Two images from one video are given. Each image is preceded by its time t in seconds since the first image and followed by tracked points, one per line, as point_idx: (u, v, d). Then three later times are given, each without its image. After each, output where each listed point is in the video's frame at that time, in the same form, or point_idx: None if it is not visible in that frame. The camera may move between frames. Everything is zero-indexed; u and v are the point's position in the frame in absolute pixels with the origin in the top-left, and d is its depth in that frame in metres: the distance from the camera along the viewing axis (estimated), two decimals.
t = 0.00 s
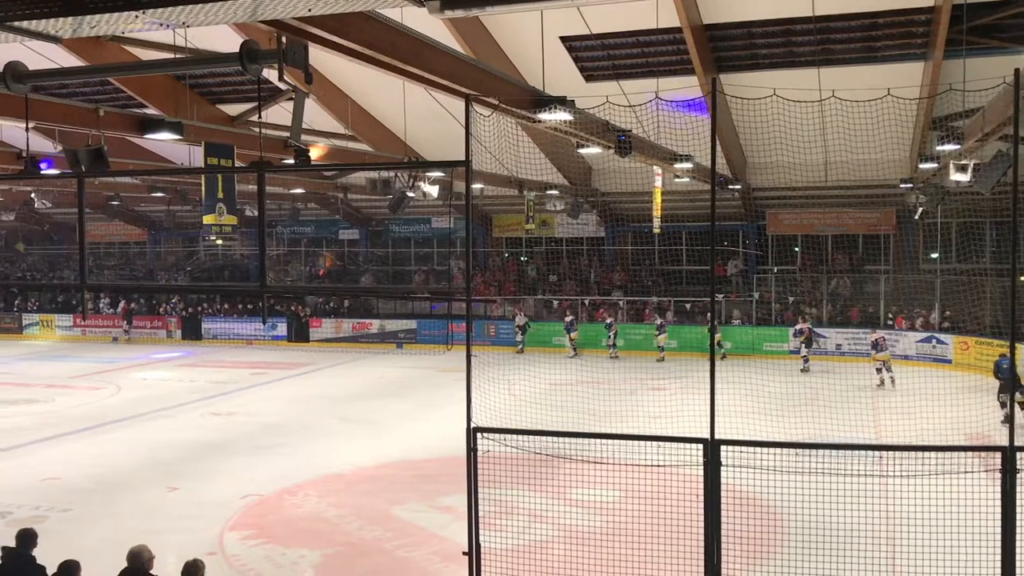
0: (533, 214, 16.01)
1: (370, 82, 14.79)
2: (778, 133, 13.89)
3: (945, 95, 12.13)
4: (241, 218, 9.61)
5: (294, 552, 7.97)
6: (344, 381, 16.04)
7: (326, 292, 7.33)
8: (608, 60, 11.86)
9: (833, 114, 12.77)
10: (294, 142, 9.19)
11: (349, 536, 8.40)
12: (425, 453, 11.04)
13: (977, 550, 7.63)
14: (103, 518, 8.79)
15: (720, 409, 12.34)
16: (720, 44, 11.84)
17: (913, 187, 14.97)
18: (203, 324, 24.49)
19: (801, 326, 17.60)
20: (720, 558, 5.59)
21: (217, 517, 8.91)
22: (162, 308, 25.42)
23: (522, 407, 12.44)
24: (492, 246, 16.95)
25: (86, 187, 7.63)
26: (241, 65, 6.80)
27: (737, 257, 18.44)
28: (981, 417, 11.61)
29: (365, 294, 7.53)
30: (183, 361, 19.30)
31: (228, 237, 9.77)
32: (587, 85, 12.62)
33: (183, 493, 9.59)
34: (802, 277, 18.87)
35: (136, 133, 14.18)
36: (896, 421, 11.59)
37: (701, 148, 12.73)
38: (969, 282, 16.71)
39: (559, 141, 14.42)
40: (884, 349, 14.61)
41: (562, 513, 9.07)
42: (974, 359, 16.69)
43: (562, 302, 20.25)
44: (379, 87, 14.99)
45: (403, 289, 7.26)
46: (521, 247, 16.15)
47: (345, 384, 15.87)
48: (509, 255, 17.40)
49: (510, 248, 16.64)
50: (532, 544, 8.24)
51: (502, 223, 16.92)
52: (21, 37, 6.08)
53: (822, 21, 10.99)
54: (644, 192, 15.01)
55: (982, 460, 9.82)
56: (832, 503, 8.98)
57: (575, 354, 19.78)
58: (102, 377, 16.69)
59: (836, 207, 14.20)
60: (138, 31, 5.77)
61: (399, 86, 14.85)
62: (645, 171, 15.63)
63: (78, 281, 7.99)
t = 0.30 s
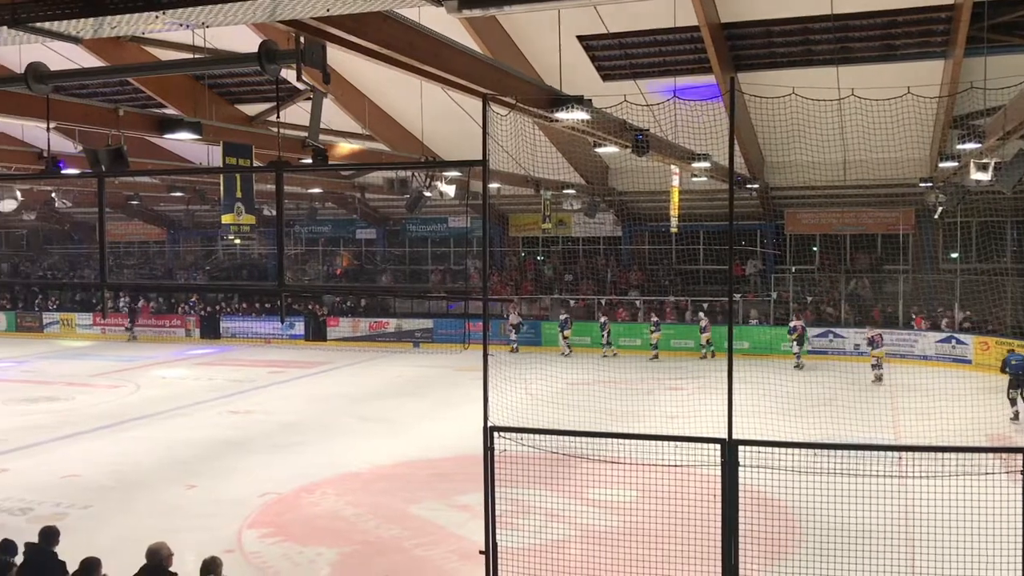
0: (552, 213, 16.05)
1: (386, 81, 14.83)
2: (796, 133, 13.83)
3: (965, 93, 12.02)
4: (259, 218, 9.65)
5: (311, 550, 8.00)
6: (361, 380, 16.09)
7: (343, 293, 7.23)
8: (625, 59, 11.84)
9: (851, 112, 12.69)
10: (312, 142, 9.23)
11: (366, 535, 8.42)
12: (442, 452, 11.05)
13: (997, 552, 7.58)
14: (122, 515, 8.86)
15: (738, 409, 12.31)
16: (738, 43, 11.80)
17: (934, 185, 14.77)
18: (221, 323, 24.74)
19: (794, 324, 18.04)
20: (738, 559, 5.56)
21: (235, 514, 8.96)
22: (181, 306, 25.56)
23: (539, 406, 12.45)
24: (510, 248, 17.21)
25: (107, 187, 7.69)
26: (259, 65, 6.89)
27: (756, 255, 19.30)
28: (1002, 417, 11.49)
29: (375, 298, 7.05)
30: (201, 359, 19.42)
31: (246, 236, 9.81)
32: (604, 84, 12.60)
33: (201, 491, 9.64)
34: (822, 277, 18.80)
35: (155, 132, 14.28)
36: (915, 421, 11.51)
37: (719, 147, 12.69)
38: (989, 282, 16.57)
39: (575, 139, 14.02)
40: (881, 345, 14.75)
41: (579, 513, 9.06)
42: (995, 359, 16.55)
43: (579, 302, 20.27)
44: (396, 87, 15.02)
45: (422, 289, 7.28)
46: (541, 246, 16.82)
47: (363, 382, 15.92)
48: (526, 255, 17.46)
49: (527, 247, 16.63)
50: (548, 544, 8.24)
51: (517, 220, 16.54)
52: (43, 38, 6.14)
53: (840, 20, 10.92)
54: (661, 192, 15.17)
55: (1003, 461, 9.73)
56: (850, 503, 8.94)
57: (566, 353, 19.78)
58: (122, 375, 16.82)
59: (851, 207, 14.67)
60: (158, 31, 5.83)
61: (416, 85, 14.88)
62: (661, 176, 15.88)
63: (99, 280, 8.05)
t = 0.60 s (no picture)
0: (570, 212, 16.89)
1: (404, 81, 14.86)
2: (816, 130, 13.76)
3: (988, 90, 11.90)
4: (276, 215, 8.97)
5: (330, 547, 8.03)
6: (380, 378, 16.13)
7: (363, 292, 7.78)
8: (644, 57, 11.81)
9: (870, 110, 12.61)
10: (332, 140, 9.27)
11: (385, 532, 8.44)
12: (460, 450, 11.07)
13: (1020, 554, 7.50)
14: (143, 512, 8.92)
15: (758, 408, 12.27)
16: (758, 41, 11.74)
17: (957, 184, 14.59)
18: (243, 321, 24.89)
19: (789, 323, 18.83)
20: (758, 557, 5.51)
21: (255, 511, 9.00)
22: (201, 304, 25.70)
23: (558, 405, 12.45)
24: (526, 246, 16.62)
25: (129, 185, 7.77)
26: (280, 64, 6.92)
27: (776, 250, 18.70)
28: None
29: (395, 295, 7.78)
30: (221, 357, 19.54)
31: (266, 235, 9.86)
32: (622, 82, 12.59)
33: (221, 488, 9.69)
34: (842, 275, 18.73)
35: (176, 132, 14.38)
36: (937, 422, 11.41)
37: (738, 145, 12.65)
38: (1012, 281, 16.43)
39: (594, 138, 14.54)
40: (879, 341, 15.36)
41: (596, 512, 9.05)
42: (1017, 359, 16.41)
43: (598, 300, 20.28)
44: (414, 86, 15.05)
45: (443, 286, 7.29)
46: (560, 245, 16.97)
47: (382, 380, 15.98)
48: (546, 254, 17.58)
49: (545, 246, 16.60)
50: (565, 543, 8.23)
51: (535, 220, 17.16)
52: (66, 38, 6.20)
53: (860, 17, 10.85)
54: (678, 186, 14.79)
55: None
56: (868, 504, 8.89)
57: (562, 351, 20.35)
58: (143, 372, 16.93)
59: (873, 205, 14.63)
60: (181, 31, 5.88)
61: (434, 85, 14.90)
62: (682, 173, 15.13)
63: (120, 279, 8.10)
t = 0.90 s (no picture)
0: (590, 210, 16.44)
1: (423, 78, 14.89)
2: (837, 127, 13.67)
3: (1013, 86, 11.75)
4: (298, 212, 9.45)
5: (349, 543, 8.06)
6: (399, 375, 16.20)
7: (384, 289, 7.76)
8: (663, 54, 11.77)
9: (892, 106, 12.50)
10: (352, 138, 9.31)
11: (405, 529, 8.45)
12: (479, 447, 11.08)
13: None
14: (165, 507, 8.98)
15: (779, 406, 12.23)
16: (779, 38, 11.67)
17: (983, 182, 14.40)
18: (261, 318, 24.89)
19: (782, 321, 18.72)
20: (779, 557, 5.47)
21: (276, 507, 9.05)
22: (222, 301, 25.88)
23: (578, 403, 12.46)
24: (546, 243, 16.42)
25: (151, 183, 7.80)
26: (300, 62, 6.96)
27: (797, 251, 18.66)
28: None
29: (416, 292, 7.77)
30: (241, 354, 19.65)
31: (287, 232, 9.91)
32: (642, 80, 12.56)
33: (241, 483, 9.74)
34: (865, 274, 18.62)
35: (197, 130, 14.42)
36: (962, 421, 11.30)
37: (759, 141, 12.59)
38: None
39: (614, 136, 14.29)
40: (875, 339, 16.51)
41: (617, 510, 9.04)
42: None
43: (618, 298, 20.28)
44: (433, 83, 15.07)
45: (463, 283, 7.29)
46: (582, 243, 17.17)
47: (402, 377, 16.04)
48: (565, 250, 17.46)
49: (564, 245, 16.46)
50: (584, 542, 8.23)
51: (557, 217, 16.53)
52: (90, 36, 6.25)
53: (882, 13, 10.75)
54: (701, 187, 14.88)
55: None
56: (892, 505, 8.82)
57: (556, 349, 20.51)
58: (164, 369, 17.03)
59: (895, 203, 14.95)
60: (203, 29, 5.90)
61: (452, 82, 14.92)
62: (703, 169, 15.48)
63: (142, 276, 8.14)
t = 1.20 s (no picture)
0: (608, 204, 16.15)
1: (442, 75, 14.90)
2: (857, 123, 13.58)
3: None
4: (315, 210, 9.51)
5: (369, 538, 8.09)
6: (418, 371, 16.25)
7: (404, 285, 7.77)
8: (682, 49, 11.72)
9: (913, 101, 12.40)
10: (372, 135, 9.34)
11: (423, 524, 8.48)
12: (498, 443, 11.09)
13: None
14: (186, 501, 9.05)
15: (799, 403, 12.21)
16: (799, 33, 11.59)
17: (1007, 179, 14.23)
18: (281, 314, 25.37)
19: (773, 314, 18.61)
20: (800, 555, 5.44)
21: (295, 502, 9.09)
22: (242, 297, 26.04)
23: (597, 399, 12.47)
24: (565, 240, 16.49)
25: (173, 179, 7.85)
26: (320, 59, 6.98)
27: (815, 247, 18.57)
28: None
29: (436, 288, 7.77)
30: (260, 350, 19.76)
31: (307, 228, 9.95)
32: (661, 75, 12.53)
33: (261, 478, 9.79)
34: (885, 270, 18.64)
35: (216, 127, 14.46)
36: (985, 419, 11.19)
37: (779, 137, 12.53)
38: None
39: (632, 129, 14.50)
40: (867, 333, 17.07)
41: (635, 507, 9.02)
42: None
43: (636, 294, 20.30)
44: (452, 81, 15.09)
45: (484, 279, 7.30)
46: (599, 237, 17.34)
47: (421, 373, 16.09)
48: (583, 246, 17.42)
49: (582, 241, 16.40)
50: (602, 539, 8.22)
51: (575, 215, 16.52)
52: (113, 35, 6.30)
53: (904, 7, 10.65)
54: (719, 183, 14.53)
55: None
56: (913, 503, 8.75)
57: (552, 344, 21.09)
58: (185, 365, 17.14)
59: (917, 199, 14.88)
60: (223, 27, 5.93)
61: (470, 79, 14.92)
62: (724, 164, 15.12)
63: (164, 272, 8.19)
